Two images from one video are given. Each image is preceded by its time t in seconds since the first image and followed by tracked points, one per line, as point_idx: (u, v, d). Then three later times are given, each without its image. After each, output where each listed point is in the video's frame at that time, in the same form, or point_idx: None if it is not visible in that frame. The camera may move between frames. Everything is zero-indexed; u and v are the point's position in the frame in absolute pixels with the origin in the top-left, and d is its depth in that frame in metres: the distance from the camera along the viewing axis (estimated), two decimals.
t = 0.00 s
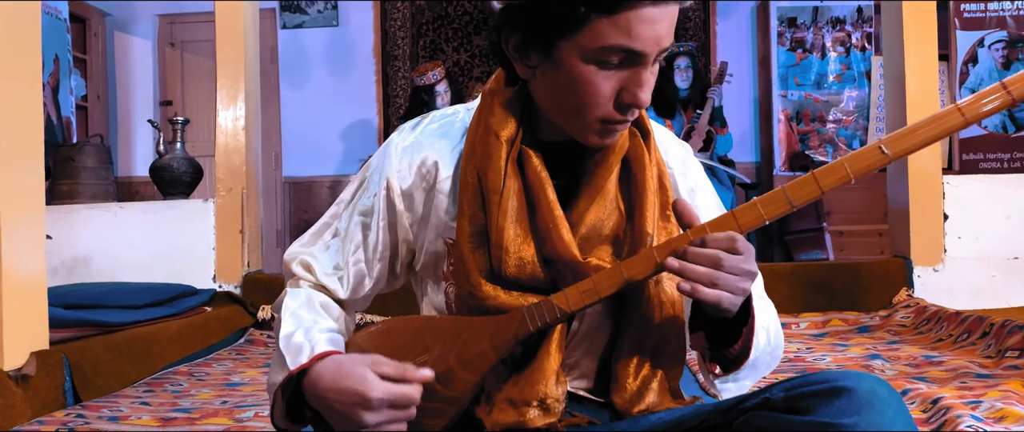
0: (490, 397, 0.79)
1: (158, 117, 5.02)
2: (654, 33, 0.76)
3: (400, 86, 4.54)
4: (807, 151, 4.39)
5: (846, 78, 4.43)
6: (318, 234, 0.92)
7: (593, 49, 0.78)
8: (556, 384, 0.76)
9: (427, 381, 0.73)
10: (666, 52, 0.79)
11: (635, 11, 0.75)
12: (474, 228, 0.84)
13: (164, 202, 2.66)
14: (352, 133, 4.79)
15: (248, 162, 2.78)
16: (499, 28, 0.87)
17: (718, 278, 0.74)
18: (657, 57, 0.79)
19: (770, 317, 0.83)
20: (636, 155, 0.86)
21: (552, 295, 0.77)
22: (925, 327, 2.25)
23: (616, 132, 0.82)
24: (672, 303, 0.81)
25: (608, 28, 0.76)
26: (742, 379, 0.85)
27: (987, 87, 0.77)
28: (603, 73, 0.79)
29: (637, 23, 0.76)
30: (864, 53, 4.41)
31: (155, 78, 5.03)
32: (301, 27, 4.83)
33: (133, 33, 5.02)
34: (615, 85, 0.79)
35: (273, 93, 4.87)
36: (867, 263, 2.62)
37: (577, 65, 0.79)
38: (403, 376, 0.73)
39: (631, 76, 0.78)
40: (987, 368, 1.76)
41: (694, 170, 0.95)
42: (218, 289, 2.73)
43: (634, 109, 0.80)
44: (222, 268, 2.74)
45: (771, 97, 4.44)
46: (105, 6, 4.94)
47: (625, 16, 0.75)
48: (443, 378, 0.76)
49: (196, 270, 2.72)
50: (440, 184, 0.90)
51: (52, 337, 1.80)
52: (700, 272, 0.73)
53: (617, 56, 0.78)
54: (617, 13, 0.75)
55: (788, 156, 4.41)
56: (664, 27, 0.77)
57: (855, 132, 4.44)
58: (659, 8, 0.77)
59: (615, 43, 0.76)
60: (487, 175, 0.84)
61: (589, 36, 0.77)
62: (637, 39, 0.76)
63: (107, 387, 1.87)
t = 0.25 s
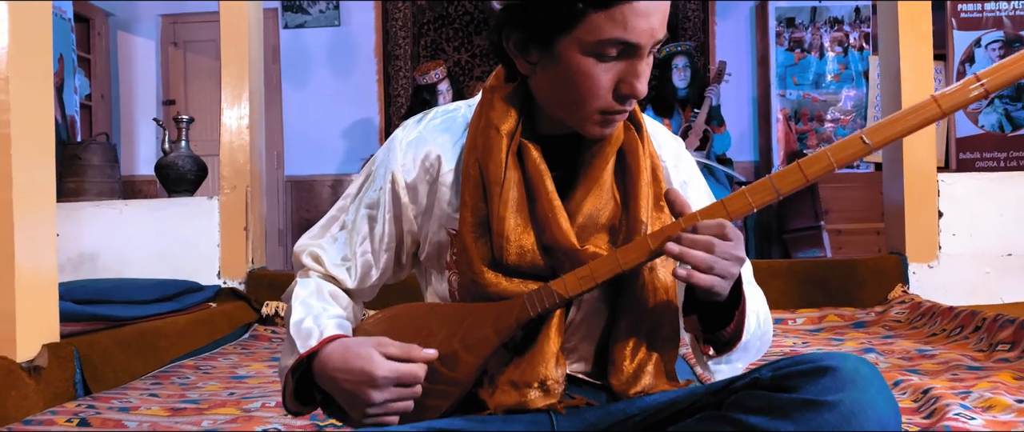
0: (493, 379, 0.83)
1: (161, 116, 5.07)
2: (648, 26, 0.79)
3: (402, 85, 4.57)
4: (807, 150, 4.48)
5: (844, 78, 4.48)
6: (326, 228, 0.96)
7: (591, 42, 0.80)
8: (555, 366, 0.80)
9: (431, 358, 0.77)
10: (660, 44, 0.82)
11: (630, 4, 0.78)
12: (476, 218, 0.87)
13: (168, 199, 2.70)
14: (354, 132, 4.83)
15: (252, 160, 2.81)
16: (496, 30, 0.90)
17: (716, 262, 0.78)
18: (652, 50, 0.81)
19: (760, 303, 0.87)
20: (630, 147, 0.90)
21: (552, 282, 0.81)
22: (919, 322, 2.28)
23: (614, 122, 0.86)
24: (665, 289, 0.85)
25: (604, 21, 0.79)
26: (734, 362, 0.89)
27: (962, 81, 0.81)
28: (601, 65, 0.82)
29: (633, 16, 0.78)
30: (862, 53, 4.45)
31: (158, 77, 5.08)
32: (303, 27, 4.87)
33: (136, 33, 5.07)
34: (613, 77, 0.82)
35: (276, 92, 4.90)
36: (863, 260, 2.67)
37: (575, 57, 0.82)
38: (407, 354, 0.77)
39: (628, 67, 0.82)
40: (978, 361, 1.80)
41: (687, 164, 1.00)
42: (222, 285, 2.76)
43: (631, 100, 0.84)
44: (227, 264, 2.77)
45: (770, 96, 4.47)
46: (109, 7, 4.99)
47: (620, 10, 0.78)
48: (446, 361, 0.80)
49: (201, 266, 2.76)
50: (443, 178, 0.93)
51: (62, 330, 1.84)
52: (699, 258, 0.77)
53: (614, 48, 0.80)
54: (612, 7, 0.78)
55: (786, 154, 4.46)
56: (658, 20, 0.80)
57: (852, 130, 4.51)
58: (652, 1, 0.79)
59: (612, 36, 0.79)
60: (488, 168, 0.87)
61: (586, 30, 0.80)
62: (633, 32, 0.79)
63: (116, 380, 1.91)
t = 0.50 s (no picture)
0: (495, 361, 0.86)
1: (163, 115, 5.10)
2: (642, 22, 0.83)
3: (403, 85, 4.56)
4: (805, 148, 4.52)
5: (841, 77, 4.51)
6: (333, 218, 0.99)
7: (587, 38, 0.84)
8: (554, 348, 0.83)
9: (435, 345, 0.81)
10: (653, 40, 0.86)
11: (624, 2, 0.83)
12: (478, 207, 0.91)
13: (174, 197, 2.75)
14: (356, 130, 4.87)
15: (255, 157, 2.85)
16: (499, 25, 0.94)
17: (717, 246, 0.81)
18: (646, 45, 0.86)
19: (749, 288, 0.91)
20: (626, 139, 0.93)
21: (551, 268, 0.84)
22: (913, 316, 2.32)
23: (611, 115, 0.89)
24: (659, 275, 0.88)
25: (600, 18, 0.83)
26: (724, 345, 0.91)
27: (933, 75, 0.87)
28: (598, 60, 0.85)
29: (627, 13, 0.83)
30: (859, 52, 4.50)
31: (160, 77, 5.11)
32: (304, 26, 4.90)
33: (138, 32, 5.10)
34: (609, 71, 0.86)
35: (277, 91, 4.94)
36: (858, 256, 2.69)
37: (572, 51, 0.86)
38: (412, 340, 0.81)
39: (623, 62, 0.85)
40: (970, 353, 1.83)
41: (680, 156, 1.03)
42: (226, 281, 2.79)
43: (626, 93, 0.87)
44: (229, 260, 2.80)
45: (768, 95, 4.51)
46: (111, 6, 5.02)
47: (615, 6, 0.83)
48: (450, 344, 0.84)
49: (205, 262, 2.80)
50: (445, 169, 0.97)
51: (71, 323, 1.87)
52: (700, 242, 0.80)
53: (610, 43, 0.84)
54: (608, 4, 0.83)
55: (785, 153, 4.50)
56: (652, 17, 0.84)
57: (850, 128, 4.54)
58: None
59: (607, 31, 0.83)
60: (489, 159, 0.91)
61: (583, 26, 0.84)
62: (627, 27, 0.83)
63: (123, 372, 1.94)
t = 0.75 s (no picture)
0: (496, 350, 0.89)
1: (165, 115, 5.13)
2: (641, 25, 0.87)
3: (403, 84, 4.59)
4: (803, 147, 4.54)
5: (839, 77, 4.54)
6: (341, 211, 1.03)
7: (588, 39, 0.88)
8: (555, 338, 0.87)
9: (440, 336, 0.84)
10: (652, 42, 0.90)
11: (624, 5, 0.86)
12: (481, 202, 0.94)
13: (179, 195, 2.78)
14: (358, 130, 4.90)
15: (259, 156, 2.88)
16: (504, 26, 0.98)
17: (739, 228, 0.86)
18: (644, 46, 0.89)
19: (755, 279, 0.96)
20: (624, 137, 0.97)
21: (551, 260, 0.87)
22: (909, 313, 2.35)
23: (611, 113, 0.92)
24: (658, 269, 0.90)
25: (601, 20, 0.86)
26: (727, 330, 0.96)
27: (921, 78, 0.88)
28: (598, 61, 0.89)
29: (627, 16, 0.86)
30: (857, 52, 4.53)
31: (163, 76, 5.14)
32: (306, 26, 4.93)
33: (141, 32, 5.14)
34: (609, 71, 0.89)
35: (280, 91, 4.98)
36: (854, 253, 2.73)
37: (573, 52, 0.89)
38: (418, 330, 0.84)
39: (623, 63, 0.88)
40: (963, 347, 1.87)
41: (677, 154, 1.06)
42: (229, 278, 2.82)
43: (625, 92, 0.90)
44: (233, 258, 2.83)
45: (767, 94, 4.54)
46: (114, 7, 5.05)
47: (615, 10, 0.86)
48: (454, 333, 0.87)
49: (209, 259, 2.83)
50: (451, 165, 1.00)
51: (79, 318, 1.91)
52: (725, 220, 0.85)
53: (610, 45, 0.88)
54: (608, 7, 0.86)
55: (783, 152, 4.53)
56: (650, 19, 0.87)
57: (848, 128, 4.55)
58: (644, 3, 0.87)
59: (607, 34, 0.86)
60: (493, 155, 0.94)
61: (584, 28, 0.87)
62: (627, 29, 0.86)
63: (130, 366, 1.97)
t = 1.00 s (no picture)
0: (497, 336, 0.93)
1: (167, 114, 5.16)
2: (636, 17, 0.90)
3: (403, 83, 4.62)
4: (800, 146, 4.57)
5: (836, 76, 4.56)
6: (348, 202, 1.06)
7: (585, 32, 0.91)
8: (552, 324, 0.90)
9: (441, 323, 0.87)
10: (647, 35, 0.93)
11: None
12: (482, 193, 0.97)
13: (182, 192, 2.80)
14: (359, 129, 4.93)
15: (261, 154, 2.91)
16: (505, 22, 1.01)
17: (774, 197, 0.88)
18: (640, 39, 0.92)
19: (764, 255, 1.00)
20: (621, 130, 1.00)
21: (550, 248, 0.90)
22: (903, 308, 2.38)
23: (608, 105, 0.95)
24: (652, 258, 0.94)
25: (597, 14, 0.90)
26: (747, 305, 0.98)
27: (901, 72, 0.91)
28: (596, 53, 0.91)
29: (622, 9, 0.89)
30: (854, 51, 4.55)
31: (164, 76, 5.18)
32: (307, 26, 4.96)
33: (143, 32, 5.17)
34: (607, 63, 0.92)
35: (280, 90, 5.00)
36: (849, 250, 2.77)
37: (571, 45, 0.92)
38: (421, 318, 0.87)
39: (619, 55, 0.91)
40: (954, 340, 1.90)
41: (673, 148, 1.09)
42: (232, 275, 2.85)
43: (622, 84, 0.93)
44: (235, 254, 2.87)
45: (764, 94, 4.58)
46: (116, 6, 5.09)
47: (611, 3, 0.89)
48: (455, 319, 0.91)
49: (212, 256, 2.86)
50: (453, 157, 1.03)
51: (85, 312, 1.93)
52: (761, 193, 0.87)
53: (606, 38, 0.91)
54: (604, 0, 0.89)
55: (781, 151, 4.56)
56: (645, 12, 0.90)
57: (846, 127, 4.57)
58: None
59: (604, 27, 0.89)
60: (494, 147, 0.97)
61: (581, 21, 0.90)
62: (622, 22, 0.89)
63: (135, 359, 2.00)
